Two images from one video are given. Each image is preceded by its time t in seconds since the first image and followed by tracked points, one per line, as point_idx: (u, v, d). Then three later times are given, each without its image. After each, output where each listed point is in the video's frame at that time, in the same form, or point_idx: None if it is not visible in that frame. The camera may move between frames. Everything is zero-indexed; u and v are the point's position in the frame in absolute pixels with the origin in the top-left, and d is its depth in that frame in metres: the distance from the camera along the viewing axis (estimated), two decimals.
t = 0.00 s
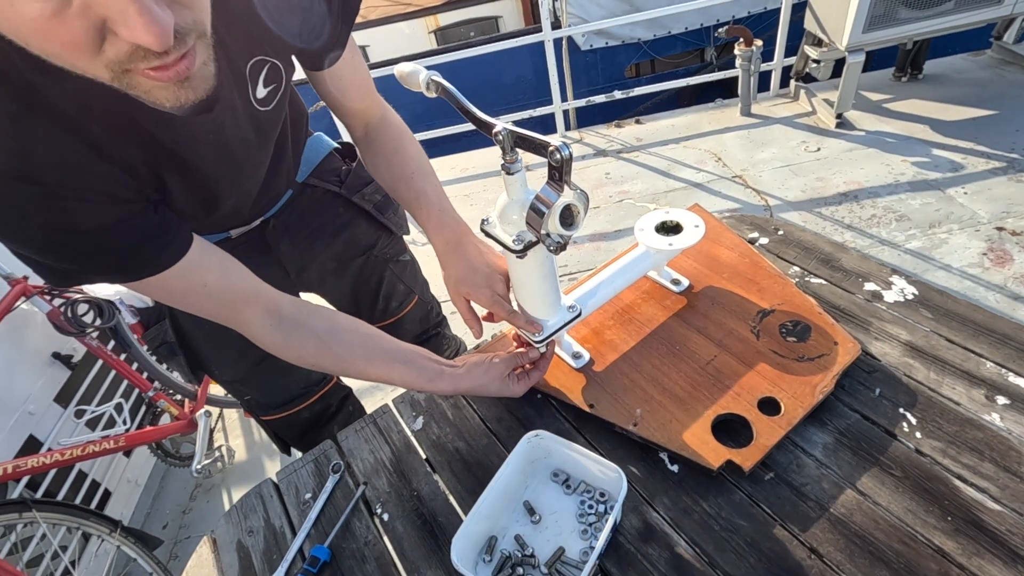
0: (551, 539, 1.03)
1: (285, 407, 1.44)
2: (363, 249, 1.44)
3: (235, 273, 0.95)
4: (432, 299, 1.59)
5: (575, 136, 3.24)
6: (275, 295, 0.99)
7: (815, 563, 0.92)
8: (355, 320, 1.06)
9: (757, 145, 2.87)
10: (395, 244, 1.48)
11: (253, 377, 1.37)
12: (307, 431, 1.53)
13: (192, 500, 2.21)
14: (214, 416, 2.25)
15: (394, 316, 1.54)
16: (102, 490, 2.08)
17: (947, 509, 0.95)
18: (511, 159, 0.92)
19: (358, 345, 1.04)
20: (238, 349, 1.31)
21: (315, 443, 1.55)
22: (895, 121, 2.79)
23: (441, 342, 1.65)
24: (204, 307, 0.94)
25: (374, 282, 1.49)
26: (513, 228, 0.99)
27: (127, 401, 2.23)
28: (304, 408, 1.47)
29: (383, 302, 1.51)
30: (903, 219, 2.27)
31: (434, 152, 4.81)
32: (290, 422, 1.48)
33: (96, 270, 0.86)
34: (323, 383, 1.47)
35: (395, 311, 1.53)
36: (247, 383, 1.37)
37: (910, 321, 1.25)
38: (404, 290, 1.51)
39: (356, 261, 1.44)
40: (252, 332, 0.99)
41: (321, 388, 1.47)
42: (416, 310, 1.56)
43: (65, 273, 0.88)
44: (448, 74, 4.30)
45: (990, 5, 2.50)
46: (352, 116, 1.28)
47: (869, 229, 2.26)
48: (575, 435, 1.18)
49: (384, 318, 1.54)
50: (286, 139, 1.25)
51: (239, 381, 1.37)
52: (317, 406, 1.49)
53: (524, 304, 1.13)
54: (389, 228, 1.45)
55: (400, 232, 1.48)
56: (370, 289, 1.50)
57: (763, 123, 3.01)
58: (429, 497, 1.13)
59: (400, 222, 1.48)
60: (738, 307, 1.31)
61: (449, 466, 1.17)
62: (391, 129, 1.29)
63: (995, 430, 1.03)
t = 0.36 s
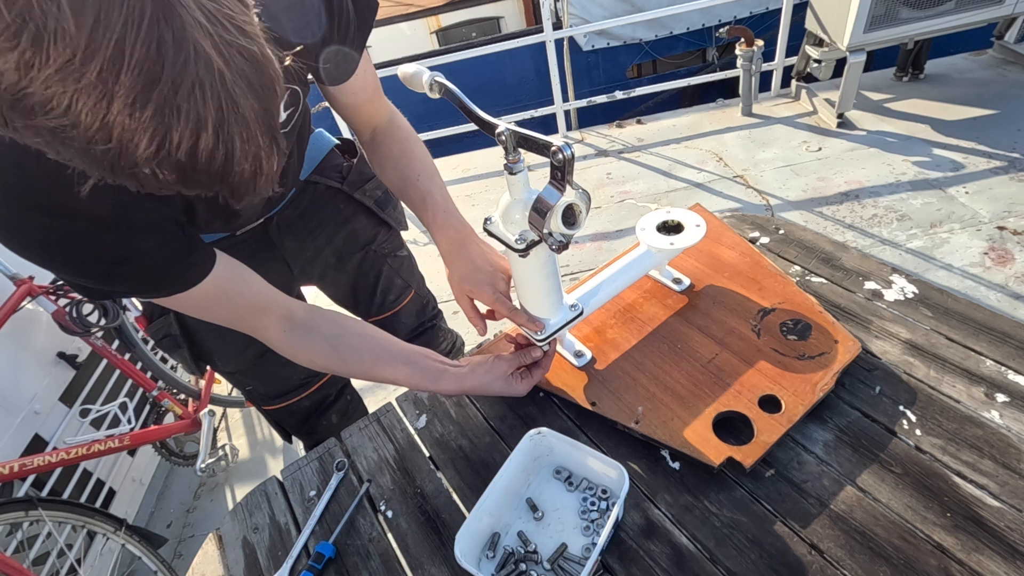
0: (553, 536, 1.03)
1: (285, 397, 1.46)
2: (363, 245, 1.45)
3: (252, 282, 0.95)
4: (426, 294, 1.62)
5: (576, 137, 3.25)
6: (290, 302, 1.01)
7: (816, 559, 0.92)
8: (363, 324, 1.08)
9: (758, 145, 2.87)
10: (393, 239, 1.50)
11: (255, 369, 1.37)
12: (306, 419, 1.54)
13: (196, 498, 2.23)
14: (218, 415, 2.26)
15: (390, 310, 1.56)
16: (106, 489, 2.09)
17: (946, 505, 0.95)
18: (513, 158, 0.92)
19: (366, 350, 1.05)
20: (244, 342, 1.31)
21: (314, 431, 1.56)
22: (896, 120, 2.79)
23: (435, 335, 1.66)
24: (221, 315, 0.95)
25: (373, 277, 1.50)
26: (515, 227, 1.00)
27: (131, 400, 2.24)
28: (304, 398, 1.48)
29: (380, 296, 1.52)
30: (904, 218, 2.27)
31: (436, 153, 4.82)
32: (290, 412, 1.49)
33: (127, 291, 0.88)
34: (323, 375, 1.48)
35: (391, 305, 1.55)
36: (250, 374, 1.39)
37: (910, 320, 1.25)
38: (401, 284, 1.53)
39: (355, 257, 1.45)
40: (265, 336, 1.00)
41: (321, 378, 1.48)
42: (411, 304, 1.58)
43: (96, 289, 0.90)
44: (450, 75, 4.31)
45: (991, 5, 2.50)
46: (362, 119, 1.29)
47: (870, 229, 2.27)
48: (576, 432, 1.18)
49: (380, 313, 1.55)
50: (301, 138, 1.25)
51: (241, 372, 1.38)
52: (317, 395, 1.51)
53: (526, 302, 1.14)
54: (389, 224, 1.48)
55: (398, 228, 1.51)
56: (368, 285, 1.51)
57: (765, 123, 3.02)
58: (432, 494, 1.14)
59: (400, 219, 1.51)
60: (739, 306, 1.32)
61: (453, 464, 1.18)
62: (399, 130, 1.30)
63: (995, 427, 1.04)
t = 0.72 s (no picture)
0: (551, 543, 1.02)
1: (281, 406, 1.45)
2: (357, 252, 1.44)
3: (245, 294, 0.96)
4: (422, 299, 1.61)
5: (576, 137, 3.24)
6: (283, 309, 1.00)
7: (817, 567, 0.91)
8: (362, 331, 1.07)
9: (758, 145, 2.86)
10: (387, 245, 1.49)
11: (248, 379, 1.36)
12: (301, 428, 1.53)
13: (195, 501, 2.22)
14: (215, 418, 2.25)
15: (385, 316, 1.55)
16: (104, 493, 2.08)
17: (949, 511, 0.94)
18: (510, 162, 0.91)
19: (364, 357, 1.04)
20: (236, 352, 1.30)
21: (309, 440, 1.56)
22: (897, 120, 2.78)
23: (431, 340, 1.65)
24: (218, 329, 0.95)
25: (367, 284, 1.49)
26: (512, 230, 0.99)
27: (129, 403, 2.23)
28: (298, 407, 1.47)
29: (375, 303, 1.52)
30: (905, 218, 2.26)
31: (435, 153, 4.80)
32: (285, 420, 1.48)
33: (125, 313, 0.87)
34: (318, 384, 1.46)
35: (387, 311, 1.54)
36: (244, 384, 1.37)
37: (912, 323, 1.24)
38: (395, 290, 1.52)
39: (349, 264, 1.44)
40: (265, 347, 1.01)
41: (316, 387, 1.47)
42: (407, 311, 1.58)
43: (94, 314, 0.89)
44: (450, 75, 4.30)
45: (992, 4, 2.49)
46: (358, 123, 1.27)
47: (871, 229, 2.25)
48: (575, 437, 1.17)
49: (376, 319, 1.54)
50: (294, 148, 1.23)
51: (234, 382, 1.37)
52: (311, 404, 1.50)
53: (524, 306, 1.13)
54: (382, 230, 1.47)
55: (392, 234, 1.50)
56: (363, 290, 1.50)
57: (765, 122, 3.00)
58: (430, 500, 1.13)
59: (393, 224, 1.50)
60: (739, 309, 1.31)
61: (451, 469, 1.17)
62: (395, 133, 1.29)
63: (998, 432, 1.03)
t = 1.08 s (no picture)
0: (551, 554, 1.00)
1: (277, 412, 1.42)
2: (354, 255, 1.42)
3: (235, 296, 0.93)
4: (420, 301, 1.58)
5: (576, 136, 3.21)
6: (277, 310, 0.98)
7: None
8: (359, 331, 1.05)
9: (760, 144, 2.83)
10: (385, 249, 1.47)
11: (245, 386, 1.34)
12: (299, 433, 1.51)
13: (192, 505, 2.20)
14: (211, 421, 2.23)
15: (383, 319, 1.52)
16: (100, 497, 2.06)
17: (958, 521, 0.92)
18: (508, 164, 0.89)
19: (360, 359, 1.02)
20: (232, 358, 1.28)
21: (307, 446, 1.54)
22: (899, 119, 2.75)
23: (430, 343, 1.63)
24: (208, 331, 0.93)
25: (364, 287, 1.47)
26: (511, 234, 0.96)
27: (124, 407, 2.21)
28: (295, 413, 1.45)
29: (372, 307, 1.49)
30: (908, 218, 2.23)
31: (434, 153, 4.78)
32: (282, 426, 1.46)
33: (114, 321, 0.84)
34: (314, 388, 1.45)
35: (384, 314, 1.52)
36: (240, 391, 1.35)
37: (918, 327, 1.22)
38: (393, 293, 1.50)
39: (346, 268, 1.42)
40: (260, 348, 0.99)
41: (314, 391, 1.45)
42: (405, 314, 1.55)
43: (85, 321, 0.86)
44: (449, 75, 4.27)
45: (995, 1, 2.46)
46: (354, 124, 1.25)
47: (874, 229, 2.23)
48: (575, 444, 1.15)
49: (374, 322, 1.52)
50: (290, 149, 1.21)
51: (230, 389, 1.34)
52: (308, 409, 1.48)
53: (523, 310, 1.11)
54: (380, 233, 1.44)
55: (390, 237, 1.48)
56: (360, 295, 1.47)
57: (766, 121, 2.97)
58: (427, 509, 1.11)
59: (391, 227, 1.48)
60: (742, 313, 1.28)
61: (448, 477, 1.15)
62: (391, 133, 1.27)
63: (1008, 439, 1.01)
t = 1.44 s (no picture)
0: (550, 555, 1.00)
1: (274, 414, 1.42)
2: (353, 257, 1.41)
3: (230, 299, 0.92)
4: (419, 303, 1.58)
5: (575, 135, 3.20)
6: (273, 312, 0.97)
7: None
8: (357, 334, 1.04)
9: (760, 142, 2.82)
10: (383, 250, 1.46)
11: (241, 387, 1.33)
12: (296, 435, 1.51)
13: (190, 505, 2.19)
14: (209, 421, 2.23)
15: (381, 321, 1.52)
16: (98, 497, 2.05)
17: (960, 523, 0.91)
18: (507, 164, 0.88)
19: (358, 364, 1.01)
20: (229, 359, 1.27)
21: (304, 447, 1.54)
22: (899, 117, 2.75)
23: (428, 344, 1.63)
24: (203, 332, 0.93)
25: (363, 289, 1.46)
26: (510, 235, 0.95)
27: (122, 407, 2.21)
28: (293, 415, 1.45)
29: (371, 308, 1.48)
30: (908, 216, 2.23)
31: (434, 152, 4.77)
32: (280, 428, 1.46)
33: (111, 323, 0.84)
34: (313, 390, 1.44)
35: (383, 316, 1.51)
36: (237, 393, 1.34)
37: (920, 327, 1.21)
38: (392, 294, 1.49)
39: (344, 269, 1.41)
40: (256, 350, 0.98)
41: (312, 393, 1.45)
42: (404, 315, 1.54)
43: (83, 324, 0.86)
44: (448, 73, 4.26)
45: None
46: (350, 124, 1.24)
47: (874, 228, 2.22)
48: (575, 446, 1.15)
49: (372, 323, 1.51)
50: (286, 149, 1.20)
51: (227, 391, 1.33)
52: (306, 411, 1.47)
53: (522, 310, 1.10)
54: (378, 234, 1.44)
55: (389, 238, 1.47)
56: (359, 296, 1.47)
57: (766, 119, 2.97)
58: (426, 510, 1.10)
59: (389, 228, 1.47)
60: (742, 313, 1.28)
61: (447, 478, 1.14)
62: (388, 133, 1.26)
63: (1009, 440, 1.00)
